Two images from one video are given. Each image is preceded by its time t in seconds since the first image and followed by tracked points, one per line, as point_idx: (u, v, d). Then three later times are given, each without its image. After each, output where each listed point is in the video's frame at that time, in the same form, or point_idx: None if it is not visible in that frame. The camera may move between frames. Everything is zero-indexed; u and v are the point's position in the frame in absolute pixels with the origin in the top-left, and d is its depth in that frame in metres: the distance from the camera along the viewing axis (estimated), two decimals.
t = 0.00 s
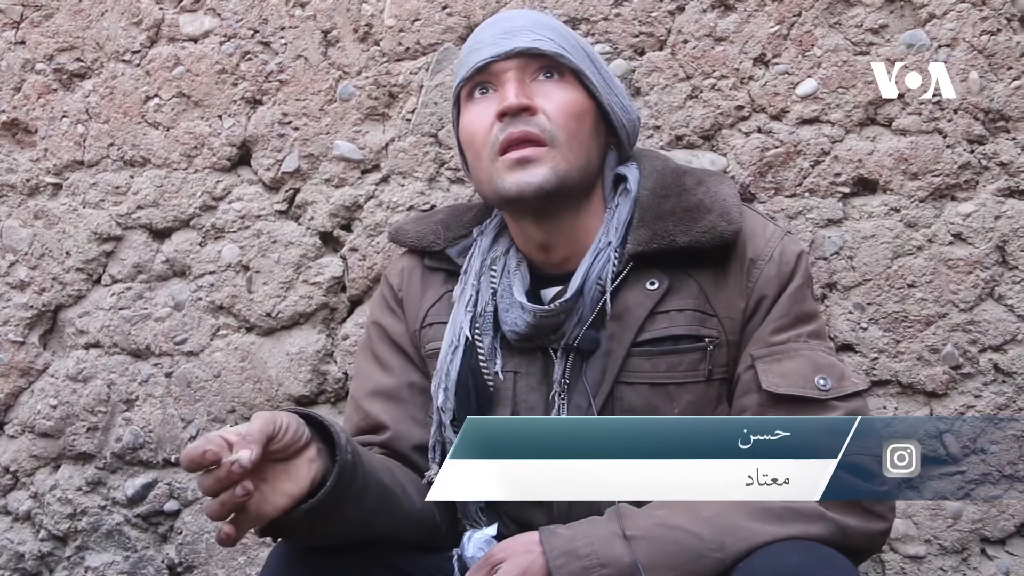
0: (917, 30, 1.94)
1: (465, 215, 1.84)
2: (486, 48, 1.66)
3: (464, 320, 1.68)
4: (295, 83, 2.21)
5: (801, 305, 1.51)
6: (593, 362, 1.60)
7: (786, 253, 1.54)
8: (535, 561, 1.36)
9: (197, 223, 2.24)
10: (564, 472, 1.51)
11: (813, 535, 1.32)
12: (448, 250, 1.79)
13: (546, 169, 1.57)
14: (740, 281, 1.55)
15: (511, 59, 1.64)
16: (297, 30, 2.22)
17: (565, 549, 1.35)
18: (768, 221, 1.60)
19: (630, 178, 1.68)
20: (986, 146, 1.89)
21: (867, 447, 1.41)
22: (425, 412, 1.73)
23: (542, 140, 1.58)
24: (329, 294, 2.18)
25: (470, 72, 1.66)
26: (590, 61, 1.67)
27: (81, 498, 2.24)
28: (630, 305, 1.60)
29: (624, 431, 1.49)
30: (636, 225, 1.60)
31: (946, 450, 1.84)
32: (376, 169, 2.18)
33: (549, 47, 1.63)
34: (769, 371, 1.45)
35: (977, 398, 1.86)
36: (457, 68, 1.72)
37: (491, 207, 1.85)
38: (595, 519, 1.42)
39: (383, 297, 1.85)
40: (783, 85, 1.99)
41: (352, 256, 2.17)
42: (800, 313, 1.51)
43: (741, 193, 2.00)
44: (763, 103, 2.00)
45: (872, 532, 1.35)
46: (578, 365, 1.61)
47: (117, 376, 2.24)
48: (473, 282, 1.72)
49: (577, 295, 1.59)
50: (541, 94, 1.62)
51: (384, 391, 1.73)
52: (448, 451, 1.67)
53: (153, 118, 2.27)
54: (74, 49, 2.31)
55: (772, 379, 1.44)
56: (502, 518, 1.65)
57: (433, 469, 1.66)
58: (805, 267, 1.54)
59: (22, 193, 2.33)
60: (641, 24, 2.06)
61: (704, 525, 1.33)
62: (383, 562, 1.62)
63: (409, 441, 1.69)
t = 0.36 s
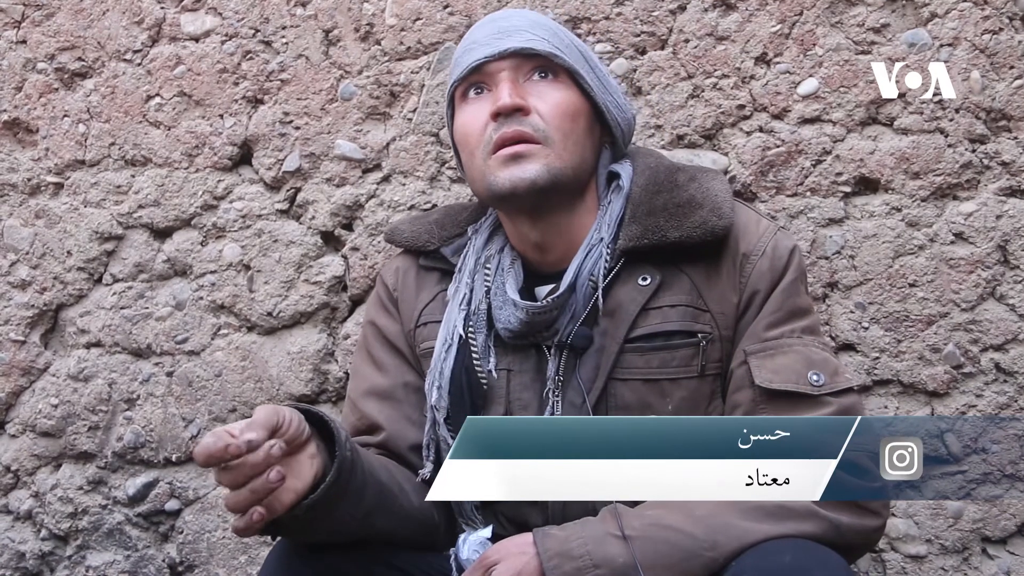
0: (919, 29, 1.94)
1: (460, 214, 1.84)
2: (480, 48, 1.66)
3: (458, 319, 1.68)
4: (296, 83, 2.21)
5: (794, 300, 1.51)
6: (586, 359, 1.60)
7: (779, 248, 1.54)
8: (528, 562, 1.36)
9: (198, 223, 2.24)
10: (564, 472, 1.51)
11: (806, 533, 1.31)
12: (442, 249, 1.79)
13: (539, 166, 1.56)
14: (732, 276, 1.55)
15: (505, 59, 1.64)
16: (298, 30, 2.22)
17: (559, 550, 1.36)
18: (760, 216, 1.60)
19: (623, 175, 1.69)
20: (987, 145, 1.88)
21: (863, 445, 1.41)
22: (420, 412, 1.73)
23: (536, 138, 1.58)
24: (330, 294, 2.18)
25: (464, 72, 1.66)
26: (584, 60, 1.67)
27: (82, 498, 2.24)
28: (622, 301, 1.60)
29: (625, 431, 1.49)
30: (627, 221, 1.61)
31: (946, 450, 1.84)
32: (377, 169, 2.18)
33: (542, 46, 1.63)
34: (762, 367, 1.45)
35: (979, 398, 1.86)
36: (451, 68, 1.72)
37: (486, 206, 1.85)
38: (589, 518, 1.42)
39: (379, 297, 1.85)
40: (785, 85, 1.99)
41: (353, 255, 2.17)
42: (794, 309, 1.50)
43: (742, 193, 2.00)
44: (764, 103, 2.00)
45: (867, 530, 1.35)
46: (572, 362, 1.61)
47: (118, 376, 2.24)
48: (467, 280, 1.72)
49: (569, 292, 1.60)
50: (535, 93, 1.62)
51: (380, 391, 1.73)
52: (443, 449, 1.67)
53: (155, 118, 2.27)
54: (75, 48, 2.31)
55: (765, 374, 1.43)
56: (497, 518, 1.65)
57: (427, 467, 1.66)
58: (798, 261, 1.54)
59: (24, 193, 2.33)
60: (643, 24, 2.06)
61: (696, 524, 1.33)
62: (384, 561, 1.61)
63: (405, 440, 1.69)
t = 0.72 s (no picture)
0: (918, 29, 1.94)
1: (460, 212, 1.84)
2: (485, 47, 1.65)
3: (457, 317, 1.68)
4: (295, 82, 2.21)
5: (795, 299, 1.51)
6: (586, 357, 1.60)
7: (780, 247, 1.54)
8: (528, 559, 1.36)
9: (196, 222, 2.24)
10: (564, 471, 1.51)
11: (806, 533, 1.31)
12: (442, 247, 1.79)
13: (543, 166, 1.56)
14: (733, 274, 1.55)
15: (510, 59, 1.63)
16: (297, 29, 2.22)
17: (559, 547, 1.35)
18: (761, 214, 1.61)
19: (624, 173, 1.68)
20: (986, 145, 1.88)
21: (863, 445, 1.41)
22: (419, 410, 1.73)
23: (540, 138, 1.58)
24: (328, 293, 2.18)
25: (469, 71, 1.66)
26: (588, 61, 1.67)
27: (80, 497, 2.24)
28: (622, 299, 1.60)
29: (626, 430, 1.49)
30: (628, 218, 1.61)
31: (945, 450, 1.84)
32: (375, 169, 2.18)
33: (548, 46, 1.62)
34: (763, 366, 1.45)
35: (977, 398, 1.86)
36: (455, 68, 1.71)
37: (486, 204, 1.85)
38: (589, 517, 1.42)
39: (377, 296, 1.85)
40: (784, 85, 1.99)
41: (352, 255, 2.17)
42: (795, 308, 1.51)
43: (741, 193, 2.00)
44: (763, 103, 2.00)
45: (867, 530, 1.35)
46: (571, 360, 1.61)
47: (116, 375, 2.24)
48: (467, 278, 1.72)
49: (569, 289, 1.59)
50: (540, 93, 1.62)
51: (378, 389, 1.73)
52: (441, 448, 1.67)
53: (153, 117, 2.27)
54: (74, 47, 2.31)
55: (766, 374, 1.44)
56: (496, 517, 1.67)
57: (425, 466, 1.66)
58: (799, 260, 1.54)
59: (22, 192, 2.33)
60: (642, 24, 2.06)
61: (697, 523, 1.33)
62: (383, 561, 1.61)
63: (403, 439, 1.69)
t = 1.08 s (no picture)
0: (916, 30, 1.94)
1: (459, 213, 1.84)
2: (486, 50, 1.65)
3: (458, 318, 1.68)
4: (294, 83, 2.21)
5: (796, 302, 1.51)
6: (586, 359, 1.60)
7: (781, 249, 1.54)
8: (529, 557, 1.36)
9: (195, 223, 2.24)
10: (564, 471, 1.51)
11: (808, 535, 1.31)
12: (442, 248, 1.79)
13: (545, 170, 1.56)
14: (734, 277, 1.55)
15: (512, 62, 1.63)
16: (296, 30, 2.22)
17: (560, 545, 1.35)
18: (762, 216, 1.60)
19: (625, 175, 1.68)
20: (985, 146, 1.88)
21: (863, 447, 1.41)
22: (419, 411, 1.73)
23: (543, 142, 1.58)
24: (328, 294, 2.18)
25: (470, 74, 1.65)
26: (590, 64, 1.67)
27: (79, 498, 2.24)
28: (622, 301, 1.60)
29: (627, 430, 1.50)
30: (629, 221, 1.61)
31: (944, 450, 1.85)
32: (374, 169, 2.18)
33: (550, 50, 1.62)
34: (764, 369, 1.45)
35: (976, 398, 1.86)
36: (456, 70, 1.70)
37: (486, 205, 1.85)
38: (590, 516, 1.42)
39: (377, 296, 1.85)
40: (783, 86, 1.99)
41: (351, 255, 2.17)
42: (796, 310, 1.51)
43: (740, 194, 2.01)
44: (762, 104, 2.00)
45: (867, 532, 1.35)
46: (571, 362, 1.62)
47: (115, 376, 2.24)
48: (467, 280, 1.72)
49: (570, 291, 1.59)
50: (542, 97, 1.61)
51: (378, 390, 1.73)
52: (441, 449, 1.67)
53: (152, 118, 2.27)
54: (73, 48, 2.31)
55: (767, 376, 1.44)
56: (495, 516, 1.67)
57: (425, 468, 1.66)
58: (800, 263, 1.54)
59: (21, 193, 2.33)
60: (640, 25, 2.06)
61: (698, 522, 1.33)
62: (382, 561, 1.61)
63: (403, 441, 1.69)
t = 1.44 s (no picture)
0: (917, 31, 1.94)
1: (459, 215, 1.84)
2: (487, 52, 1.64)
3: (457, 321, 1.68)
4: (294, 83, 2.21)
5: (796, 304, 1.51)
6: (586, 362, 1.60)
7: (781, 252, 1.54)
8: (528, 556, 1.36)
9: (196, 223, 2.24)
10: (564, 471, 1.51)
11: (808, 536, 1.31)
12: (442, 250, 1.78)
13: (547, 173, 1.56)
14: (734, 279, 1.55)
15: (513, 64, 1.62)
16: (296, 30, 2.22)
17: (560, 545, 1.35)
18: (762, 219, 1.60)
19: (625, 177, 1.68)
20: (985, 147, 1.88)
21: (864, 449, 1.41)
22: (419, 413, 1.73)
23: (544, 145, 1.58)
24: (328, 294, 2.18)
25: (471, 76, 1.65)
26: (591, 65, 1.67)
27: (79, 498, 2.24)
28: (622, 304, 1.59)
29: (627, 430, 1.50)
30: (629, 224, 1.61)
31: (944, 452, 1.85)
32: (375, 170, 2.18)
33: (551, 52, 1.61)
34: (764, 371, 1.45)
35: (976, 400, 1.86)
36: (456, 71, 1.70)
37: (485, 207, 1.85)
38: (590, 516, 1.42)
39: (377, 297, 1.85)
40: (783, 86, 1.99)
41: (351, 256, 2.17)
42: (796, 313, 1.51)
43: (741, 195, 2.01)
44: (762, 105, 2.00)
45: (867, 534, 1.35)
46: (571, 365, 1.62)
47: (116, 376, 2.24)
48: (467, 282, 1.72)
49: (570, 294, 1.59)
50: (543, 99, 1.61)
51: (378, 392, 1.73)
52: (441, 451, 1.67)
53: (153, 118, 2.27)
54: (73, 48, 2.31)
55: (767, 379, 1.44)
56: (495, 517, 1.67)
57: (425, 470, 1.66)
58: (800, 265, 1.54)
59: (21, 193, 2.33)
60: (641, 26, 2.06)
61: (698, 523, 1.33)
62: (383, 563, 1.61)
63: (403, 442, 1.69)
